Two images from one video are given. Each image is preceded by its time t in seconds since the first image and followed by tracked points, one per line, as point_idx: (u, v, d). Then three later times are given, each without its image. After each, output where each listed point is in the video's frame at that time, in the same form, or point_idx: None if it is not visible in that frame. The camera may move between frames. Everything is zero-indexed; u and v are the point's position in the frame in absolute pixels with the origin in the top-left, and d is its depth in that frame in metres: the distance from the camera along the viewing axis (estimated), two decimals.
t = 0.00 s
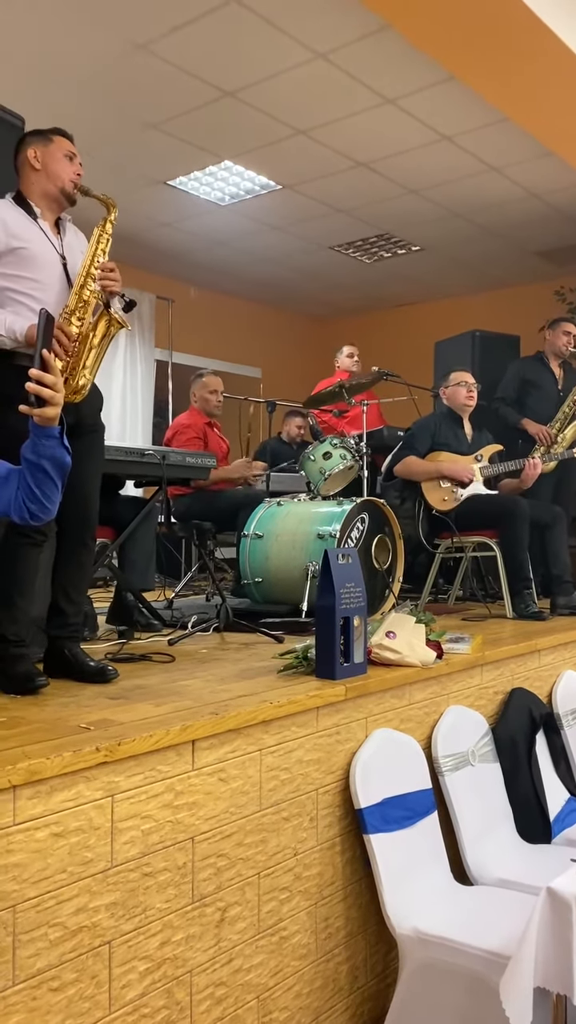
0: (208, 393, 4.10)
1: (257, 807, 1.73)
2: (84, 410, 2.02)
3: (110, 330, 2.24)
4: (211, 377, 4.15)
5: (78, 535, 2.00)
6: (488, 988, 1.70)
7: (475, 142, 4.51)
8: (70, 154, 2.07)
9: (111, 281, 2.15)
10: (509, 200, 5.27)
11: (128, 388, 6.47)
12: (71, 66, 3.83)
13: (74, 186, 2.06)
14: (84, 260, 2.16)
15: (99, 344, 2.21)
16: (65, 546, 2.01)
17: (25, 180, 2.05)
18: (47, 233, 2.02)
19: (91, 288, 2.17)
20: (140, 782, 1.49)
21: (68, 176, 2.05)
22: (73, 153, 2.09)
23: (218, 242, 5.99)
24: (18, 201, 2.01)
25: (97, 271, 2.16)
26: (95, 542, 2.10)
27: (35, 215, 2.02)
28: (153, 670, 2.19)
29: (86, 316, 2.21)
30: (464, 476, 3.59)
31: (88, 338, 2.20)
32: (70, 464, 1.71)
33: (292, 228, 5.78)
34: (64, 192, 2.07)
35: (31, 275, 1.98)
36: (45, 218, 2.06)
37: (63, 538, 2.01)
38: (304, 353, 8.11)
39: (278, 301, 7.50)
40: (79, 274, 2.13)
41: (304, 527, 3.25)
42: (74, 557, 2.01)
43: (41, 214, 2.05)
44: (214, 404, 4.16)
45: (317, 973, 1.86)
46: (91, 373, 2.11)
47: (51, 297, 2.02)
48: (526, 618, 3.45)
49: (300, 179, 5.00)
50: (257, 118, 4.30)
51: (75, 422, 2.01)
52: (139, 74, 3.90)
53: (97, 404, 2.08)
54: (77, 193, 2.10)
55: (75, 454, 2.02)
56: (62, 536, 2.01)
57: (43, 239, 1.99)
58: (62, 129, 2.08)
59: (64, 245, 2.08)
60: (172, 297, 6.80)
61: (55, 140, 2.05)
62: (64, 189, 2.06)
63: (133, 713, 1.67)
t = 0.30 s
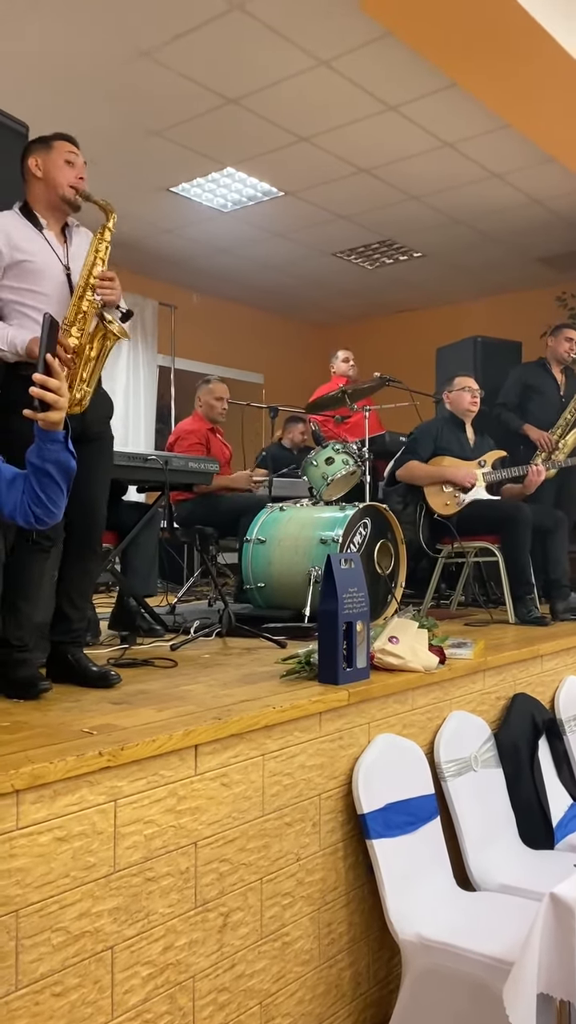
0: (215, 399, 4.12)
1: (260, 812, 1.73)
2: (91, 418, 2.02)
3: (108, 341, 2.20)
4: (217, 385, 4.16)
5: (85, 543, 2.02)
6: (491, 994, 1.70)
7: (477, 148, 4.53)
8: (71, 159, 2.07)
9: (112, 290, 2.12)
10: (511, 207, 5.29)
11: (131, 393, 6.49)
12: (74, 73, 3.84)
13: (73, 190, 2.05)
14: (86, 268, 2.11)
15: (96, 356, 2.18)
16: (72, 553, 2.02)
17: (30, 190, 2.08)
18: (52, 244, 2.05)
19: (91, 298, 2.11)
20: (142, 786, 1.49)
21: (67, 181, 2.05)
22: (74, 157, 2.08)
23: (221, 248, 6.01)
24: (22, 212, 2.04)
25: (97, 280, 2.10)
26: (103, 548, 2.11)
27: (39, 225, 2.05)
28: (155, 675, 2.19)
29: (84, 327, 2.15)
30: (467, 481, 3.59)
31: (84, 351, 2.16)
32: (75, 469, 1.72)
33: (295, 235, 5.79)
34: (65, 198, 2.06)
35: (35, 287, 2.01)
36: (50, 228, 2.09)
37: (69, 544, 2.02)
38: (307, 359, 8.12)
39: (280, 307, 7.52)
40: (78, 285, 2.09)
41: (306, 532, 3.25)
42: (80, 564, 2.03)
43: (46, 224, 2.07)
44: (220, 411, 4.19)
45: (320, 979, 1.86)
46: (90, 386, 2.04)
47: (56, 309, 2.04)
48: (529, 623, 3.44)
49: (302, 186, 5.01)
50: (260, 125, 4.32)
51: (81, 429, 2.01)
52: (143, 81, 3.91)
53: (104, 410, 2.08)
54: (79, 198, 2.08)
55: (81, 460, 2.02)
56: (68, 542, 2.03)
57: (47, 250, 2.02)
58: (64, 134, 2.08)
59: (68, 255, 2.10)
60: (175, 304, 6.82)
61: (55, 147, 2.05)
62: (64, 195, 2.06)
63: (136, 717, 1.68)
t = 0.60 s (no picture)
0: (211, 409, 4.14)
1: (261, 822, 1.73)
2: (93, 427, 2.03)
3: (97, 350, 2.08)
4: (212, 393, 4.17)
5: (87, 552, 2.03)
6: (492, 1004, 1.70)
7: (476, 160, 4.56)
8: (59, 164, 2.07)
9: (103, 298, 2.04)
10: (510, 217, 5.31)
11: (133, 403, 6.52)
12: (76, 85, 3.87)
13: (63, 194, 2.04)
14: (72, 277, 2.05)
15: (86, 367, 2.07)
16: (74, 562, 2.03)
17: (25, 201, 2.10)
18: (49, 255, 2.07)
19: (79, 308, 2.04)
20: (143, 797, 1.49)
21: (58, 186, 2.05)
22: (64, 162, 2.09)
23: (221, 260, 6.04)
24: (18, 224, 2.07)
25: (85, 290, 2.02)
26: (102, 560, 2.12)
27: (35, 235, 2.07)
28: (156, 685, 2.20)
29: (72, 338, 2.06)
30: (468, 490, 3.58)
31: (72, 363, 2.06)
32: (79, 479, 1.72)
33: (295, 246, 5.83)
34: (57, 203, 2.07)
35: (31, 301, 2.04)
36: (47, 237, 2.11)
37: (72, 553, 2.03)
38: (307, 369, 8.15)
39: (281, 318, 7.56)
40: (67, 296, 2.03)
41: (307, 541, 3.26)
42: (83, 574, 2.03)
43: (42, 234, 2.09)
44: (216, 420, 4.19)
45: (321, 990, 1.86)
46: (84, 398, 2.02)
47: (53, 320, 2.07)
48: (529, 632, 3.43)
49: (303, 198, 5.05)
50: (261, 138, 4.35)
51: (84, 439, 2.03)
52: (144, 94, 3.94)
53: (111, 420, 2.09)
54: (71, 202, 2.08)
55: (85, 470, 2.04)
56: (71, 551, 2.04)
57: (42, 262, 2.04)
58: (52, 139, 2.10)
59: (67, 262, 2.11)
60: (176, 314, 6.85)
61: (43, 154, 2.07)
62: (55, 200, 2.05)
63: (137, 728, 1.68)
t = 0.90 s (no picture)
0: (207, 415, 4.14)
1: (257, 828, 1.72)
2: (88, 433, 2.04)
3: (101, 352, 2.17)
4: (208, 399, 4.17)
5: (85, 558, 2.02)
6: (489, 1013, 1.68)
7: (474, 168, 4.58)
8: (70, 172, 2.14)
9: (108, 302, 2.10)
10: (508, 225, 5.33)
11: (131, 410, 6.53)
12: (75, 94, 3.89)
13: (73, 201, 2.12)
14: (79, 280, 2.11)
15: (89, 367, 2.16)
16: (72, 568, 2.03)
17: (31, 206, 2.17)
18: (51, 259, 2.14)
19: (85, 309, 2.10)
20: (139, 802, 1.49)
21: (67, 194, 2.13)
22: (75, 170, 2.17)
23: (220, 267, 6.06)
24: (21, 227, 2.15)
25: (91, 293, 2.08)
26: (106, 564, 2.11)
27: (38, 240, 2.15)
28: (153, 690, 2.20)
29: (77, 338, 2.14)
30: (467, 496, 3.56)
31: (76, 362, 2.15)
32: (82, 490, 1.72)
33: (293, 254, 5.85)
34: (64, 211, 2.15)
35: (28, 301, 2.09)
36: (50, 243, 2.19)
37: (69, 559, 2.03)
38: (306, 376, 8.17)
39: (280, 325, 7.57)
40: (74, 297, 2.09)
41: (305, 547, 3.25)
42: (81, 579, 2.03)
43: (45, 239, 2.17)
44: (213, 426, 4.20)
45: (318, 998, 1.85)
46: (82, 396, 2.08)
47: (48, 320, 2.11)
48: (528, 639, 3.46)
49: (301, 206, 5.07)
50: (260, 146, 4.38)
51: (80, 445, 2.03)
52: (144, 103, 3.97)
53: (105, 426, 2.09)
54: (78, 210, 2.16)
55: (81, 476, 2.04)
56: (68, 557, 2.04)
57: (44, 264, 2.11)
58: (64, 147, 2.16)
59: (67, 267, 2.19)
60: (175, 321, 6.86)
61: (54, 161, 2.14)
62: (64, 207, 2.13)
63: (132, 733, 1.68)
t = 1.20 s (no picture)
0: (204, 421, 4.15)
1: (255, 835, 1.73)
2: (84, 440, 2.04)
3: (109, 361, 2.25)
4: (205, 405, 4.18)
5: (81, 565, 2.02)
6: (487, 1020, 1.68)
7: (473, 175, 4.60)
8: (85, 185, 2.14)
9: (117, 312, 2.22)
10: (506, 231, 5.35)
11: (130, 416, 6.54)
12: (73, 101, 3.90)
13: (86, 215, 2.12)
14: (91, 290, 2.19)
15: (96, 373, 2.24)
16: (69, 576, 2.03)
17: (42, 212, 2.14)
18: (59, 266, 2.09)
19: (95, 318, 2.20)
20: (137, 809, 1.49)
21: (81, 207, 2.12)
22: (89, 184, 2.16)
23: (219, 273, 6.07)
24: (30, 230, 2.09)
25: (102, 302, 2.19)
26: (98, 570, 2.12)
27: (47, 245, 2.10)
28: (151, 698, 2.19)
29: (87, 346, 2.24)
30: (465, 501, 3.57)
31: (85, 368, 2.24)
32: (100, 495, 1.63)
33: (291, 260, 5.86)
34: (77, 224, 2.13)
35: (34, 304, 2.03)
36: (57, 250, 2.14)
37: (66, 566, 2.03)
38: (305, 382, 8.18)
39: (279, 331, 7.59)
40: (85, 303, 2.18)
41: (303, 553, 3.26)
42: (77, 587, 2.03)
43: (53, 246, 2.12)
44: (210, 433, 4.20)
45: (316, 1005, 1.85)
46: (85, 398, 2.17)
47: (54, 325, 2.06)
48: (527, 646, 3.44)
49: (300, 212, 5.08)
50: (258, 152, 4.39)
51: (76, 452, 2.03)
52: (141, 109, 3.97)
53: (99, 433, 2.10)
54: (90, 224, 2.16)
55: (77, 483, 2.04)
56: (65, 564, 2.04)
57: (52, 269, 2.05)
58: (79, 161, 2.16)
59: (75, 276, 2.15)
60: (174, 327, 6.88)
61: (70, 173, 2.13)
62: (77, 220, 2.13)
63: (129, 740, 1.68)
